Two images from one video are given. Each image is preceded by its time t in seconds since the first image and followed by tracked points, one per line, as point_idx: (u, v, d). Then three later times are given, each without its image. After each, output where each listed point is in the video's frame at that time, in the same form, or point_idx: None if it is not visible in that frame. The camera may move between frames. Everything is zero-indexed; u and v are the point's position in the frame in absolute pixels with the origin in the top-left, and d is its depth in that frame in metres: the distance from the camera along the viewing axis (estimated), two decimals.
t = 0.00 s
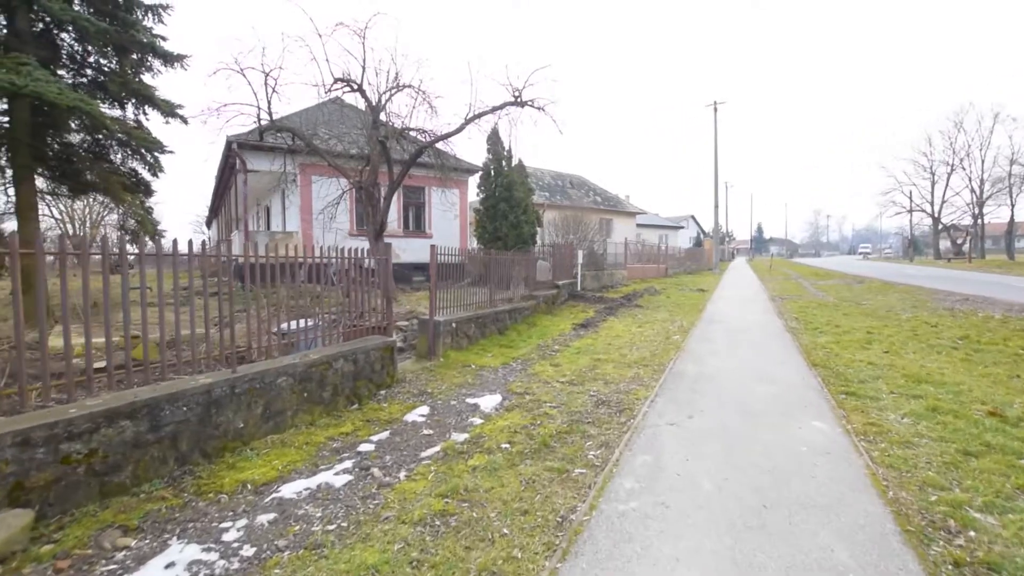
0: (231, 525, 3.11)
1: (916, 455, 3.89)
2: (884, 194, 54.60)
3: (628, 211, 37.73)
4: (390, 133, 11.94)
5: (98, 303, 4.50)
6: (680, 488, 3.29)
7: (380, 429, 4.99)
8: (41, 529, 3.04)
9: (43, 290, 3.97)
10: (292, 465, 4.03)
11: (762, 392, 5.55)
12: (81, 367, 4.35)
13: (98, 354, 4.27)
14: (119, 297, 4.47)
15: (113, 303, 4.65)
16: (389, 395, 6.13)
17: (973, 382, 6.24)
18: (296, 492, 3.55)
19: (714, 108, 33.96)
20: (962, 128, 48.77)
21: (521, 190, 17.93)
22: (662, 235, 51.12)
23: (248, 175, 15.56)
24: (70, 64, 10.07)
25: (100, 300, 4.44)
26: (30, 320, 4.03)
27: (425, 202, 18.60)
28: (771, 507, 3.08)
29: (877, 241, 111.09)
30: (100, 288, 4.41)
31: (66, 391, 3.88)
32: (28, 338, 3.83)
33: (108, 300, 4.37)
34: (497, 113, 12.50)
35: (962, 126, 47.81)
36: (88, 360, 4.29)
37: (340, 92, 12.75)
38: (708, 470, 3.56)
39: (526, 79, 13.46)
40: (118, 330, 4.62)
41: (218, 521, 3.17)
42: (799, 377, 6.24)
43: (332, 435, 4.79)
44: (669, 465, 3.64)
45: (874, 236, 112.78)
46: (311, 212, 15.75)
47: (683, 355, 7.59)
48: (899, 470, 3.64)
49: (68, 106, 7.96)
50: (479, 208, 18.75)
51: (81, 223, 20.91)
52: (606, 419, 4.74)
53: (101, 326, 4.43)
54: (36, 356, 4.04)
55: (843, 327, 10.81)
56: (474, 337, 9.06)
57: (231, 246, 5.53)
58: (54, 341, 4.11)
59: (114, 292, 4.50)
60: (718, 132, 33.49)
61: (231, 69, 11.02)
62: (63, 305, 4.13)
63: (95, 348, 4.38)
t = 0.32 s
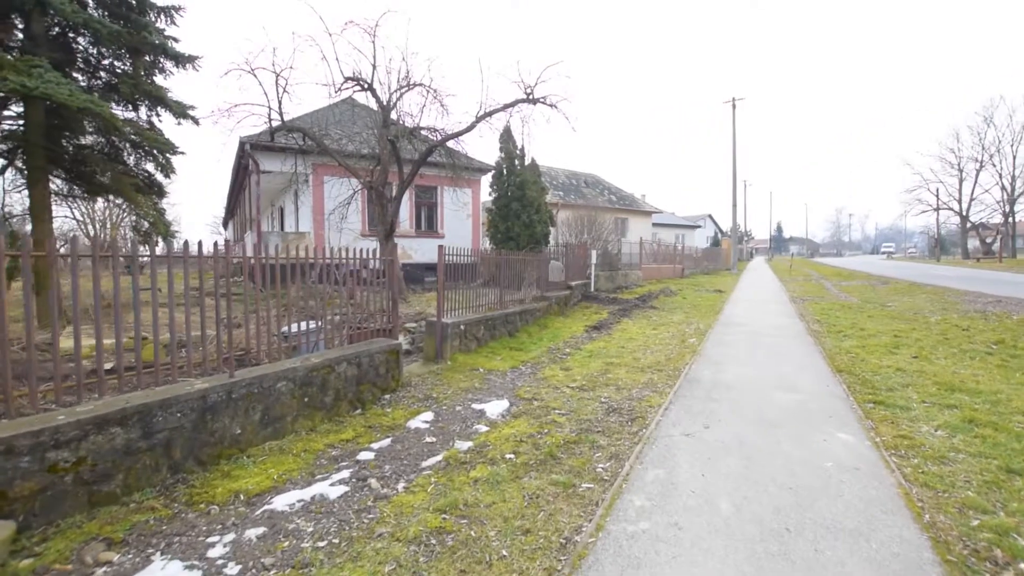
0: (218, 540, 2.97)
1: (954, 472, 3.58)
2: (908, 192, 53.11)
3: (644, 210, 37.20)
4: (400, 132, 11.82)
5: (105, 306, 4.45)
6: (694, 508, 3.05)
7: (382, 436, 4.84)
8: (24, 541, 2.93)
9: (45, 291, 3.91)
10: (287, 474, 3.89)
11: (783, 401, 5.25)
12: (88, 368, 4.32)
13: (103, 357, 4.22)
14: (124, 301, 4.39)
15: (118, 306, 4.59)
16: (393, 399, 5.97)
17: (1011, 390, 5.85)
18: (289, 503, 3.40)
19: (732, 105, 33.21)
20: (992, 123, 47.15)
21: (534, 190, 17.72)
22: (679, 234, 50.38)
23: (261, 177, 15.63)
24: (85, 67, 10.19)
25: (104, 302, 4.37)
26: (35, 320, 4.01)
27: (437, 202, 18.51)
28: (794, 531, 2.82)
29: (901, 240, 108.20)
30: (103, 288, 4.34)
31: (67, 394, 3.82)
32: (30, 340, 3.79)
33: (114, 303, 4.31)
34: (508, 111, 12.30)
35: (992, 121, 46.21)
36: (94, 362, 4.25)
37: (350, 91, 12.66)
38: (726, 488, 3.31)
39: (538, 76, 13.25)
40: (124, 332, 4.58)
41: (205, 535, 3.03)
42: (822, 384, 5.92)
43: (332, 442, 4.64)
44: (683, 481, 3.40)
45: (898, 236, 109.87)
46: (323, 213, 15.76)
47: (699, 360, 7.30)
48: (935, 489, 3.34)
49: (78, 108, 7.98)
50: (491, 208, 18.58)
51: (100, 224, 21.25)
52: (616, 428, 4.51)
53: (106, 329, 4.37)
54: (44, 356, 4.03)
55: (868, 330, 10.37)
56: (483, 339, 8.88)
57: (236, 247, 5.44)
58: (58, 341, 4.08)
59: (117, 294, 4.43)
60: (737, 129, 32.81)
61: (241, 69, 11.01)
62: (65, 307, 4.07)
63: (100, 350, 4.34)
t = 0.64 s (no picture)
0: (201, 556, 2.82)
1: (996, 492, 3.27)
2: (935, 190, 51.63)
3: (660, 210, 36.66)
4: (410, 131, 11.69)
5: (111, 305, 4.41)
6: (709, 531, 2.81)
7: (382, 443, 4.67)
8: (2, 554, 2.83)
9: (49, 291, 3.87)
10: (281, 483, 3.75)
11: (805, 410, 4.96)
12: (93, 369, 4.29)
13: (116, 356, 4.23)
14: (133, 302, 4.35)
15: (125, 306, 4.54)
16: (397, 404, 5.81)
17: None
18: (279, 516, 3.25)
19: (751, 101, 32.44)
20: None
21: (547, 189, 17.48)
22: (696, 234, 49.61)
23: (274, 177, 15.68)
24: (100, 69, 10.30)
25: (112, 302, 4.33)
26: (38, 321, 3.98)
27: (450, 202, 18.39)
28: (819, 560, 2.56)
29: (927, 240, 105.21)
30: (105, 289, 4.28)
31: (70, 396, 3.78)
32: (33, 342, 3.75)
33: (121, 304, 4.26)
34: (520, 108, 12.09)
35: None
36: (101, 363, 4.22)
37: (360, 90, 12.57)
38: (743, 508, 3.06)
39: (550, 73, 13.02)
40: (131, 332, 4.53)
41: (189, 550, 2.89)
42: (848, 392, 5.59)
43: (330, 448, 4.49)
44: (697, 499, 3.16)
45: (923, 235, 106.86)
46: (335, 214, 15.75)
47: (716, 364, 7.00)
48: (976, 512, 3.04)
49: (88, 109, 8.01)
50: (504, 208, 18.40)
51: (120, 225, 21.60)
52: (626, 437, 4.28)
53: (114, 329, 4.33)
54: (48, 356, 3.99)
55: (894, 333, 9.91)
56: (492, 342, 8.69)
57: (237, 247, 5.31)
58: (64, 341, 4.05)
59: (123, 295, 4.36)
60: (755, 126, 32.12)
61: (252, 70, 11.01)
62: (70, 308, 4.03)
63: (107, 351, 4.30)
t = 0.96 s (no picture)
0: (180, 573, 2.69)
1: None
2: (962, 188, 50.03)
3: (676, 209, 36.06)
4: (420, 130, 11.55)
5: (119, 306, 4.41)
6: (722, 557, 2.57)
7: (382, 450, 4.50)
8: None
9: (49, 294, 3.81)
10: (273, 493, 3.61)
11: (828, 419, 4.66)
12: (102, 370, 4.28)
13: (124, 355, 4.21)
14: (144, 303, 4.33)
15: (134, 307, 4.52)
16: (400, 408, 5.65)
17: None
18: (266, 530, 3.10)
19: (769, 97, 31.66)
20: None
21: (559, 188, 17.23)
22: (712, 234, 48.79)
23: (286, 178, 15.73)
24: (114, 71, 10.39)
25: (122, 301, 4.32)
26: (43, 323, 3.95)
27: (462, 203, 18.26)
28: None
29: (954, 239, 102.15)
30: (104, 290, 4.21)
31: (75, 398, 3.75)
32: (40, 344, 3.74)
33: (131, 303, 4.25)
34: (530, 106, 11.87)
35: None
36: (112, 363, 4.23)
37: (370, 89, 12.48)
38: (760, 531, 2.81)
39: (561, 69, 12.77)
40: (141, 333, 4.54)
41: (169, 566, 2.76)
42: (875, 401, 5.25)
43: (328, 455, 4.34)
44: (709, 520, 2.92)
45: (950, 234, 103.75)
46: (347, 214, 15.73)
47: (734, 369, 6.70)
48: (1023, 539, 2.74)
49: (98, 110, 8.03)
50: (516, 208, 18.19)
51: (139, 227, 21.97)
52: (635, 448, 4.05)
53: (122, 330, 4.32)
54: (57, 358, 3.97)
55: (923, 336, 9.46)
56: (501, 344, 8.49)
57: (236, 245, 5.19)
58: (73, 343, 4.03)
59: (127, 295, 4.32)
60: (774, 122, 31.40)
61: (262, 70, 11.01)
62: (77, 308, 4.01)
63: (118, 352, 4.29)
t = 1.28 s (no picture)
0: None
1: None
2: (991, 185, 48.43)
3: (693, 208, 35.48)
4: (430, 129, 11.43)
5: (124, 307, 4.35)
6: None
7: (381, 458, 4.35)
8: None
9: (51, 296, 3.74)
10: (264, 503, 3.49)
11: (851, 429, 4.39)
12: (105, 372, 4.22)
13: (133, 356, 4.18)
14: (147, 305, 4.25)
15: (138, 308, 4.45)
16: (403, 413, 5.50)
17: None
18: (252, 544, 2.98)
19: (788, 93, 30.92)
20: None
21: (572, 187, 17.00)
22: (730, 233, 47.98)
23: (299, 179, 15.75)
24: (128, 74, 10.47)
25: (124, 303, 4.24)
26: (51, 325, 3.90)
27: (474, 203, 18.12)
28: None
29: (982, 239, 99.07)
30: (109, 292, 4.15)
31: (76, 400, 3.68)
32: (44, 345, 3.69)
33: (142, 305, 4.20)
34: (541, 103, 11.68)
35: None
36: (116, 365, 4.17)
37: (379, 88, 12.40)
38: (778, 556, 2.58)
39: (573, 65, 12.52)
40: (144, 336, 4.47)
41: None
42: (902, 410, 4.94)
43: (324, 463, 4.21)
44: (722, 542, 2.70)
45: (978, 233, 100.63)
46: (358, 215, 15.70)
47: (751, 375, 6.42)
48: None
49: (109, 111, 8.07)
50: (528, 208, 18.00)
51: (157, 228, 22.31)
52: (644, 459, 3.84)
53: (127, 332, 4.27)
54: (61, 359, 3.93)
55: (951, 340, 9.03)
56: (510, 346, 8.30)
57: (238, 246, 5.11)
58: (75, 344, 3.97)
59: (130, 297, 4.26)
60: (793, 119, 30.66)
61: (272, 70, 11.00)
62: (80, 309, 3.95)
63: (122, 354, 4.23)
